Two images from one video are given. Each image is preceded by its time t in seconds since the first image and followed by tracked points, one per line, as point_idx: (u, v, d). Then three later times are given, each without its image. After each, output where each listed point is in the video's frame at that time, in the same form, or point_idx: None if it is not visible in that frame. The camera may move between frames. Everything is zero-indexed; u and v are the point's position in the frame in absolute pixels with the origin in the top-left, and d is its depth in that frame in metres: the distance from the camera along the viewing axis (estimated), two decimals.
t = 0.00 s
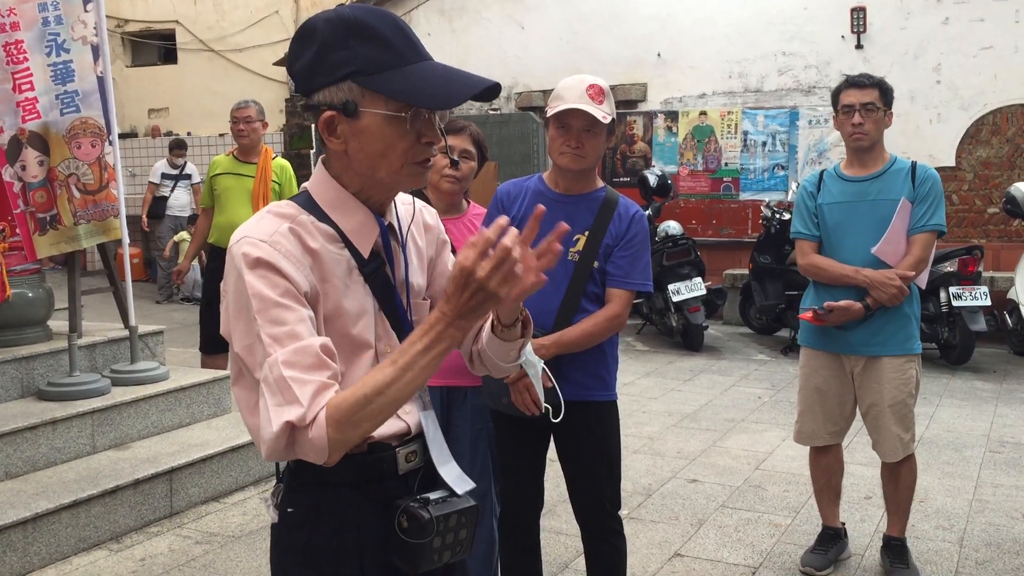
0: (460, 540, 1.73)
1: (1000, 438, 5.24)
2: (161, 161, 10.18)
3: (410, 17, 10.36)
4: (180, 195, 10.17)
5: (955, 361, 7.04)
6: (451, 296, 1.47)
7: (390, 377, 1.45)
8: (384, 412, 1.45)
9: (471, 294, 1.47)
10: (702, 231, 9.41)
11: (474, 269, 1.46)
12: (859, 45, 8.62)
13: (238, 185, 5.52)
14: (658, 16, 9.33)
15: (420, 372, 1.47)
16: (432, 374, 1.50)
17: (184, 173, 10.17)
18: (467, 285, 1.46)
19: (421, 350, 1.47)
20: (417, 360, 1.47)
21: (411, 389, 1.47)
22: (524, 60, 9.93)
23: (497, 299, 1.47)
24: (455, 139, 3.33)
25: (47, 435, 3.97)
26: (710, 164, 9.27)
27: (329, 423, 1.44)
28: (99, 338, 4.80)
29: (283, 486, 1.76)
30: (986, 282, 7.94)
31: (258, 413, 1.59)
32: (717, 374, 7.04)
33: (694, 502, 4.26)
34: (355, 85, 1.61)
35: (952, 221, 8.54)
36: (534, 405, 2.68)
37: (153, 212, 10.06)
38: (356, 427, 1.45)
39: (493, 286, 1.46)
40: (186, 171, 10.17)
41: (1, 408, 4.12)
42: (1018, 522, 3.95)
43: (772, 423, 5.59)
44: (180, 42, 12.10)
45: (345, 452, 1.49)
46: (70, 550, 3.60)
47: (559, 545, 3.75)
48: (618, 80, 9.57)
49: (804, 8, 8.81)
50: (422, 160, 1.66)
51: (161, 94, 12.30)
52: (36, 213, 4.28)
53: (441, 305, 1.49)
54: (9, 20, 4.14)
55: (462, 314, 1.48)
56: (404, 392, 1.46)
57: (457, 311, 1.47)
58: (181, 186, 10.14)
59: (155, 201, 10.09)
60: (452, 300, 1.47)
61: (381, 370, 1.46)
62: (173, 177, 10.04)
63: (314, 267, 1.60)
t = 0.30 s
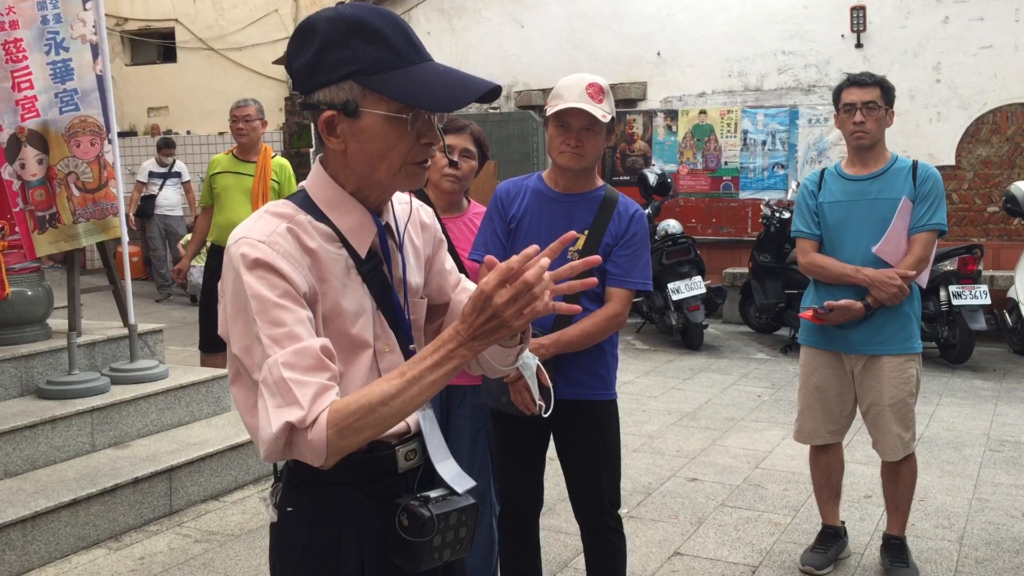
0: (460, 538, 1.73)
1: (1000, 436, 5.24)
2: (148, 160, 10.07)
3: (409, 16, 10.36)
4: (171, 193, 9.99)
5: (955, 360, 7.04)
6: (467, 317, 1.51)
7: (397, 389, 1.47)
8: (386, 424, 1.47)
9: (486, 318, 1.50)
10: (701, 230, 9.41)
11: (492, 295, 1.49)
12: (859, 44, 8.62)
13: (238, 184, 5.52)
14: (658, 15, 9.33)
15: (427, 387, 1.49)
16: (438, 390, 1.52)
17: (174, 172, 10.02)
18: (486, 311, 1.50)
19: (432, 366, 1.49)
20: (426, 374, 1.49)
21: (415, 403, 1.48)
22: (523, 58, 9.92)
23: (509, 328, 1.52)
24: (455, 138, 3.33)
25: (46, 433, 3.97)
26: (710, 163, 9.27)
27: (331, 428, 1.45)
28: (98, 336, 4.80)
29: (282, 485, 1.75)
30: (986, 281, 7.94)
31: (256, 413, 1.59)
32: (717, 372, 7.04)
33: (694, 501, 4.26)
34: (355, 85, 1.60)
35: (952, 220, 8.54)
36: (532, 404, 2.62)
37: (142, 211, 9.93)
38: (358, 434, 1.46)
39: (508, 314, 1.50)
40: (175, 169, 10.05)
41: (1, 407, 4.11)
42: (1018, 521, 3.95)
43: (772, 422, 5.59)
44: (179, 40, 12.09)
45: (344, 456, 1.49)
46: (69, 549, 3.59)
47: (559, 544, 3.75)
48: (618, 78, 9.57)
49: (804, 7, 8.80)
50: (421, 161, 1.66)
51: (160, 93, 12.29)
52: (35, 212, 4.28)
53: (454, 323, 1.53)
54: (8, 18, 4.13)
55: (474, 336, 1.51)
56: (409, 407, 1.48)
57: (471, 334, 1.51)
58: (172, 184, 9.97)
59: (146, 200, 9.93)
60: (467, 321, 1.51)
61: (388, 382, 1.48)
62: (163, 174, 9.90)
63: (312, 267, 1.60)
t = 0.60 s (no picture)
0: (458, 536, 1.72)
1: (999, 434, 5.24)
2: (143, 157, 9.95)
3: (408, 13, 10.35)
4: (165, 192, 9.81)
5: (953, 358, 7.03)
6: (465, 315, 1.51)
7: (393, 387, 1.47)
8: (382, 422, 1.47)
9: (484, 316, 1.50)
10: (700, 228, 9.41)
11: (490, 293, 1.49)
12: (859, 42, 8.61)
13: (236, 181, 5.51)
14: (657, 13, 9.32)
15: (424, 386, 1.49)
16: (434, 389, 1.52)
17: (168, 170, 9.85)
18: (483, 308, 1.50)
19: (428, 364, 1.49)
20: (423, 372, 1.49)
21: (411, 401, 1.48)
22: (522, 55, 9.91)
23: (507, 326, 1.52)
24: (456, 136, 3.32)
25: (45, 431, 3.96)
26: (709, 161, 9.26)
27: (326, 426, 1.45)
28: (96, 334, 4.79)
29: (280, 484, 1.75)
30: (985, 279, 7.95)
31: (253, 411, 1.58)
32: (716, 371, 7.04)
33: (693, 499, 4.26)
34: (353, 83, 1.60)
35: (950, 218, 8.55)
36: (532, 403, 2.64)
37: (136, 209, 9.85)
38: (354, 433, 1.46)
39: (506, 312, 1.50)
40: (169, 167, 9.90)
41: None
42: (1017, 519, 3.95)
43: (770, 420, 5.59)
44: (177, 38, 12.06)
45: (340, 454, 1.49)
46: (67, 547, 3.59)
47: (557, 542, 3.75)
48: (616, 76, 9.57)
49: (803, 4, 8.80)
50: (418, 159, 1.66)
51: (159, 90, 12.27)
52: (33, 209, 4.27)
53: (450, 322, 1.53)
54: (6, 15, 4.12)
55: (471, 333, 1.51)
56: (405, 405, 1.48)
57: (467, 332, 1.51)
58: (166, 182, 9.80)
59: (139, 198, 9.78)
60: (465, 318, 1.51)
61: (385, 380, 1.48)
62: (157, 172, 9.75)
63: (310, 265, 1.59)
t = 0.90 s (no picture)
0: (457, 537, 1.72)
1: (996, 434, 5.25)
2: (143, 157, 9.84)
3: (406, 12, 10.35)
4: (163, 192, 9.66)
5: (951, 357, 7.04)
6: (465, 316, 1.51)
7: (393, 388, 1.47)
8: (381, 422, 1.47)
9: (484, 317, 1.51)
10: (699, 228, 9.41)
11: (492, 295, 1.49)
12: (857, 42, 8.61)
13: (233, 180, 5.50)
14: (656, 12, 9.32)
15: (424, 386, 1.49)
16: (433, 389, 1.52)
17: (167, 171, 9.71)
18: (483, 311, 1.50)
19: (428, 364, 1.50)
20: (422, 373, 1.49)
21: (411, 401, 1.49)
22: (521, 54, 9.91)
23: (507, 328, 1.52)
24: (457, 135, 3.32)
25: (43, 430, 3.96)
26: (707, 160, 9.27)
27: (325, 426, 1.44)
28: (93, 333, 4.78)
29: (279, 483, 1.75)
30: (983, 278, 7.96)
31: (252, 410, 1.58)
32: (714, 370, 7.04)
33: (691, 498, 4.26)
34: (352, 82, 1.60)
35: (948, 218, 8.55)
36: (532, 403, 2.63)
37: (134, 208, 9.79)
38: (353, 433, 1.46)
39: (507, 313, 1.50)
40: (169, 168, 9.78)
41: None
42: (1015, 518, 3.96)
43: (768, 420, 5.59)
44: (175, 36, 12.05)
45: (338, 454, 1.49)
46: (65, 546, 3.58)
47: (555, 541, 3.75)
48: (615, 75, 9.58)
49: (801, 4, 8.80)
50: (416, 159, 1.66)
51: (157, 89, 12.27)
52: (31, 208, 4.27)
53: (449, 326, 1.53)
54: (4, 14, 4.12)
55: (471, 335, 1.51)
56: (404, 406, 1.48)
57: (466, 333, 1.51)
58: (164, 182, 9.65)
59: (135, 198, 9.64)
60: (465, 319, 1.51)
61: (385, 381, 1.48)
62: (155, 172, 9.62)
63: (309, 263, 1.59)
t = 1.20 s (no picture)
0: (457, 536, 1.73)
1: (995, 434, 5.25)
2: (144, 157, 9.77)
3: (405, 13, 10.35)
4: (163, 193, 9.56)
5: (950, 358, 7.05)
6: (468, 269, 1.46)
7: (409, 353, 1.44)
8: (404, 390, 1.44)
9: (487, 266, 1.45)
10: (697, 228, 9.41)
11: (492, 242, 1.43)
12: (855, 42, 8.62)
13: (232, 180, 5.51)
14: (655, 13, 9.33)
15: (438, 345, 1.46)
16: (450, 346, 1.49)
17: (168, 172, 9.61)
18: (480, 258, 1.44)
19: (440, 324, 1.47)
20: (436, 334, 1.46)
21: (431, 363, 1.46)
22: (520, 55, 9.91)
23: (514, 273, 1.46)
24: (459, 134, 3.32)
25: (41, 430, 3.96)
26: (705, 160, 9.27)
27: (346, 405, 1.42)
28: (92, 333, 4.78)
29: (277, 484, 1.75)
30: (981, 278, 7.97)
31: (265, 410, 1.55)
32: (713, 370, 7.04)
33: (690, 499, 4.26)
34: (355, 85, 1.59)
35: (947, 218, 8.56)
36: (529, 402, 2.69)
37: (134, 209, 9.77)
38: (377, 403, 1.43)
39: (513, 258, 1.43)
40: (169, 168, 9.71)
41: None
42: (1014, 518, 3.96)
43: (767, 420, 5.59)
44: (175, 36, 12.05)
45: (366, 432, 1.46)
46: (64, 547, 3.58)
47: (554, 542, 3.75)
48: (613, 76, 9.58)
49: (800, 5, 8.81)
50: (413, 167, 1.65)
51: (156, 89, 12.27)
52: (31, 208, 4.27)
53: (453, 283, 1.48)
54: (3, 14, 4.12)
55: (476, 285, 1.47)
56: (424, 367, 1.45)
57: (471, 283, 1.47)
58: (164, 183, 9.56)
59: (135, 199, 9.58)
60: (469, 271, 1.46)
61: (398, 347, 1.45)
62: (156, 173, 9.55)
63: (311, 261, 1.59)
